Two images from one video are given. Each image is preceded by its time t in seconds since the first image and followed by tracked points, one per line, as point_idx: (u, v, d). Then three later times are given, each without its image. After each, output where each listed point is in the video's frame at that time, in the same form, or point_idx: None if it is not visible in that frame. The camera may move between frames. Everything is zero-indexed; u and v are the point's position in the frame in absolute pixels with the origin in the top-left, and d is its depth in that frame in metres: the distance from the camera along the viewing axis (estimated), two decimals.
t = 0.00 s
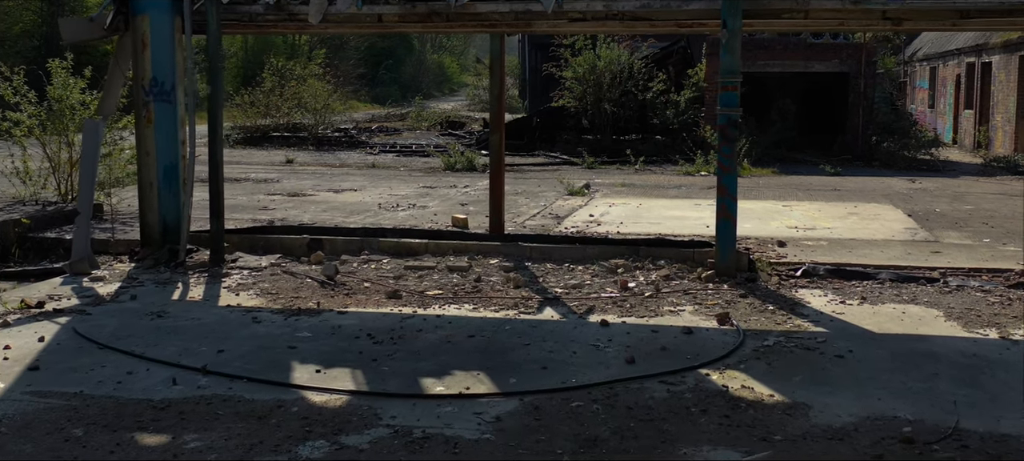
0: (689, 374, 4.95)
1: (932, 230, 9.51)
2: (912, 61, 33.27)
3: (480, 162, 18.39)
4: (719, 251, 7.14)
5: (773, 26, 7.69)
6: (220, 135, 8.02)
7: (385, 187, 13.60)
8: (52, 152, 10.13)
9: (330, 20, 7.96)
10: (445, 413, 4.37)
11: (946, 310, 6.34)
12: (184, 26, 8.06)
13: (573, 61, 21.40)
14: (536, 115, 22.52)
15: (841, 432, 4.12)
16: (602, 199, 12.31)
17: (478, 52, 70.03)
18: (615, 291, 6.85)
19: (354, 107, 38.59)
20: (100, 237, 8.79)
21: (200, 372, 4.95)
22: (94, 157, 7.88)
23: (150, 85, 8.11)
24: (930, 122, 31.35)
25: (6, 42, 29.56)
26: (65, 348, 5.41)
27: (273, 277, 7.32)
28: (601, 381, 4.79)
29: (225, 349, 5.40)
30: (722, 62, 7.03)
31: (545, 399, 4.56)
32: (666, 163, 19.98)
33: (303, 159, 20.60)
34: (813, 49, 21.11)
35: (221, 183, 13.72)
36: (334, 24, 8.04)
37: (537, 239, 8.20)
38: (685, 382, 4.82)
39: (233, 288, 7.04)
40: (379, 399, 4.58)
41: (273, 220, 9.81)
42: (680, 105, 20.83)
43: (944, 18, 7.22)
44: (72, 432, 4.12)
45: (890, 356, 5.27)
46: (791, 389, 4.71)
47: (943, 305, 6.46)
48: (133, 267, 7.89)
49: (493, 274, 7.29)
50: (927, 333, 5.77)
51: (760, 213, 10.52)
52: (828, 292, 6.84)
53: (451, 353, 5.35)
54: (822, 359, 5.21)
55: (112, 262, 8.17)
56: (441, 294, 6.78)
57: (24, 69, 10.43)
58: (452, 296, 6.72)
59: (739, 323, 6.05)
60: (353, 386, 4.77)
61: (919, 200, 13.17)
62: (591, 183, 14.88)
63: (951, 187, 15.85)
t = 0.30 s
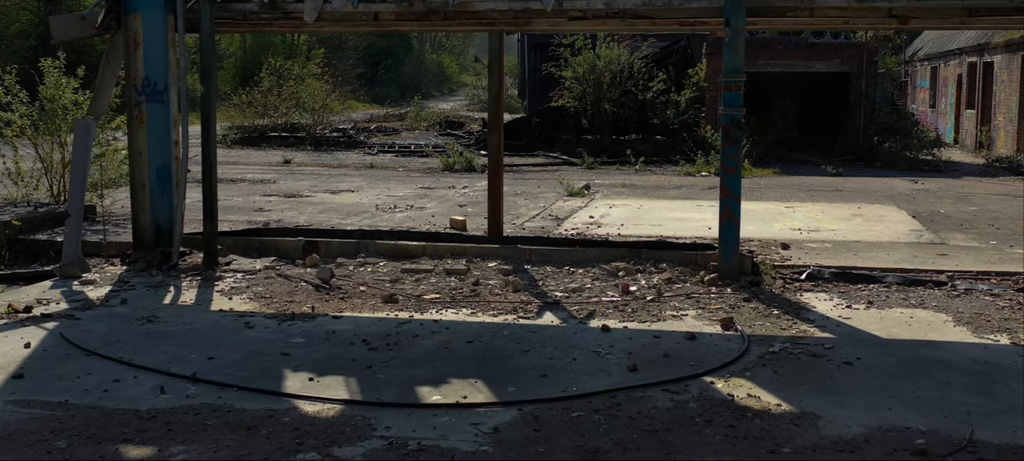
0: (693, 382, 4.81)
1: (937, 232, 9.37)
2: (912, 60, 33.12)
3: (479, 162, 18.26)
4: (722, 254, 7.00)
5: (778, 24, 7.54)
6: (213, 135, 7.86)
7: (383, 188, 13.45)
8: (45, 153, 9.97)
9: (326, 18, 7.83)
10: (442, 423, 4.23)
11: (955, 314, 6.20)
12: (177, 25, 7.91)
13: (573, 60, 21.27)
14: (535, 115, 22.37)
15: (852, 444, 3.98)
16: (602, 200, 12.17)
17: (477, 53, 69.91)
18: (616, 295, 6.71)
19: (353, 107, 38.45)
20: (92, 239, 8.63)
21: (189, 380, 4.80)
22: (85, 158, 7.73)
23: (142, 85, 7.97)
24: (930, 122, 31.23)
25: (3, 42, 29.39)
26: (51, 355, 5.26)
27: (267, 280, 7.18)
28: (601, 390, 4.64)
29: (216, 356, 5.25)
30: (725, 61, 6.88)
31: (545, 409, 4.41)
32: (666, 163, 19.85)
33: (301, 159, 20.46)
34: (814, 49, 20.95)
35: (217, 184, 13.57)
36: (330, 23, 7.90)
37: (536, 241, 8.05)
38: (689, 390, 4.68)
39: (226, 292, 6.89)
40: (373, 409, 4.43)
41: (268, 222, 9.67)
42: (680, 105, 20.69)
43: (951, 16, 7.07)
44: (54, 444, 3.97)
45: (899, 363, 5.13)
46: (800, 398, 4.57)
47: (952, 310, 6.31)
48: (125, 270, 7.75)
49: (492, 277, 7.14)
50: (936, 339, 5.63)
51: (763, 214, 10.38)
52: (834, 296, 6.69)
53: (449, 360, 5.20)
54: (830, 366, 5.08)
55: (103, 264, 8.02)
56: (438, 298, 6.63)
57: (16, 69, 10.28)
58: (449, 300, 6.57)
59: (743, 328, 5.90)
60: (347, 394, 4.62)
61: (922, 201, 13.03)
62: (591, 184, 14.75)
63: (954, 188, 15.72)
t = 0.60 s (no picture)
0: (697, 390, 4.67)
1: (943, 233, 9.22)
2: (914, 60, 32.99)
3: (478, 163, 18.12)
4: (725, 256, 6.86)
5: (782, 23, 7.41)
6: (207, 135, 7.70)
7: (380, 188, 13.31)
8: (37, 154, 9.82)
9: (321, 17, 7.68)
10: (438, 434, 4.09)
11: (964, 319, 6.06)
12: (170, 22, 7.76)
13: (573, 60, 21.13)
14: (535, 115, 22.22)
15: (863, 456, 3.85)
16: (602, 201, 12.04)
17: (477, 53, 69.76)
18: (617, 299, 6.56)
19: (351, 107, 38.31)
20: (83, 241, 8.49)
21: (178, 388, 4.65)
22: (76, 158, 7.57)
23: (135, 84, 7.81)
24: (932, 122, 31.08)
25: None
26: (37, 362, 5.12)
27: (261, 284, 7.03)
28: (603, 399, 4.50)
29: (207, 362, 5.11)
30: (729, 60, 6.73)
31: (545, 419, 4.27)
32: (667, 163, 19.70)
33: (299, 160, 20.30)
34: (816, 48, 20.80)
35: (213, 184, 13.43)
36: (326, 22, 7.75)
37: (536, 244, 7.90)
38: (693, 399, 4.54)
39: (219, 296, 6.74)
40: (367, 419, 4.29)
41: (263, 223, 9.52)
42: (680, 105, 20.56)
43: (960, 14, 6.93)
44: (36, 456, 3.83)
45: (909, 370, 5.00)
46: (808, 408, 4.43)
47: (961, 314, 6.16)
48: (117, 272, 7.59)
49: (491, 281, 7.00)
50: (947, 345, 5.49)
51: (766, 216, 10.24)
52: (840, 300, 6.55)
53: (446, 367, 5.06)
54: (838, 374, 4.94)
55: (94, 267, 7.88)
56: (435, 302, 6.48)
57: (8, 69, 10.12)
58: (447, 304, 6.43)
59: (748, 333, 5.75)
60: (341, 403, 4.47)
61: (926, 201, 12.89)
62: (591, 184, 14.61)
63: (957, 188, 15.58)
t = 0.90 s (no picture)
0: (703, 401, 4.51)
1: (950, 235, 9.06)
2: (915, 59, 32.84)
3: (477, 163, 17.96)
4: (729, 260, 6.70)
5: (787, 21, 7.25)
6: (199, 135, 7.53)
7: (378, 189, 13.15)
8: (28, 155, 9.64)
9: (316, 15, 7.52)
10: (435, 448, 3.93)
11: (976, 325, 5.89)
12: (162, 20, 7.59)
13: (572, 59, 20.98)
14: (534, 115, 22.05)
15: None
16: (602, 202, 11.88)
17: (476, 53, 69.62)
18: (619, 303, 6.39)
19: (350, 107, 38.16)
20: (73, 244, 8.31)
21: (165, 399, 4.49)
22: (65, 159, 7.40)
23: (126, 83, 7.65)
24: (933, 122, 30.93)
25: None
26: (21, 370, 4.95)
27: (255, 288, 6.86)
28: (606, 410, 4.34)
29: (196, 371, 4.95)
30: (733, 58, 6.57)
31: (545, 431, 4.11)
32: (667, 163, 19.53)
33: (296, 160, 20.11)
34: (817, 47, 20.63)
35: (208, 185, 13.26)
36: (321, 20, 7.59)
37: (536, 247, 7.73)
38: (699, 411, 4.38)
39: (211, 300, 6.57)
40: (360, 431, 4.13)
41: (258, 225, 9.35)
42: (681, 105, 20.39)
43: (970, 11, 6.77)
44: None
45: (922, 379, 4.83)
46: (819, 420, 4.27)
47: (973, 320, 6.00)
48: (107, 275, 7.38)
49: (490, 285, 6.83)
50: (959, 352, 5.32)
51: (769, 217, 10.07)
52: (848, 305, 6.39)
53: (443, 376, 4.89)
54: (848, 383, 4.78)
55: (84, 269, 7.69)
56: (432, 307, 6.31)
57: None
58: (445, 309, 6.25)
59: (754, 340, 5.59)
60: (333, 414, 4.31)
61: (930, 202, 12.73)
62: (591, 185, 14.45)
63: (961, 189, 15.43)
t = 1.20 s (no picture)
0: (710, 410, 4.38)
1: (956, 237, 8.91)
2: (916, 59, 32.71)
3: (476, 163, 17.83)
4: (734, 263, 6.56)
5: (792, 19, 7.12)
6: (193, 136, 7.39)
7: (375, 190, 13.02)
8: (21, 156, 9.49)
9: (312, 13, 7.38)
10: None
11: (987, 330, 5.75)
12: (155, 19, 7.44)
13: (572, 59, 20.84)
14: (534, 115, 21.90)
15: None
16: (603, 204, 11.74)
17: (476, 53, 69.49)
18: (621, 308, 6.25)
19: (349, 106, 38.01)
20: (65, 247, 8.16)
21: (154, 409, 4.35)
22: (56, 160, 7.24)
23: (118, 83, 7.50)
24: (935, 122, 30.79)
25: None
26: (6, 378, 4.81)
27: (249, 292, 6.72)
28: (610, 420, 4.20)
29: (186, 379, 4.81)
30: (738, 57, 6.43)
31: (546, 443, 3.97)
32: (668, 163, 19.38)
33: (294, 161, 19.95)
34: (819, 47, 20.49)
35: (204, 186, 13.13)
36: (317, 19, 7.45)
37: (536, 249, 7.58)
38: (705, 421, 4.25)
39: (204, 305, 6.42)
40: (354, 443, 3.99)
41: (254, 227, 9.21)
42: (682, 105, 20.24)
43: (981, 9, 6.63)
44: None
45: (934, 387, 4.69)
46: (828, 431, 4.13)
47: (984, 325, 5.86)
48: (98, 280, 7.23)
49: (489, 289, 6.69)
50: (971, 359, 5.17)
51: (772, 219, 9.92)
52: (855, 310, 6.24)
53: (441, 384, 4.76)
54: (857, 392, 4.64)
55: (76, 273, 7.54)
56: (430, 312, 6.17)
57: None
58: (443, 314, 6.11)
59: (760, 346, 5.44)
60: (327, 425, 4.17)
61: (935, 203, 12.58)
62: (591, 186, 14.32)
63: (964, 189, 15.29)
